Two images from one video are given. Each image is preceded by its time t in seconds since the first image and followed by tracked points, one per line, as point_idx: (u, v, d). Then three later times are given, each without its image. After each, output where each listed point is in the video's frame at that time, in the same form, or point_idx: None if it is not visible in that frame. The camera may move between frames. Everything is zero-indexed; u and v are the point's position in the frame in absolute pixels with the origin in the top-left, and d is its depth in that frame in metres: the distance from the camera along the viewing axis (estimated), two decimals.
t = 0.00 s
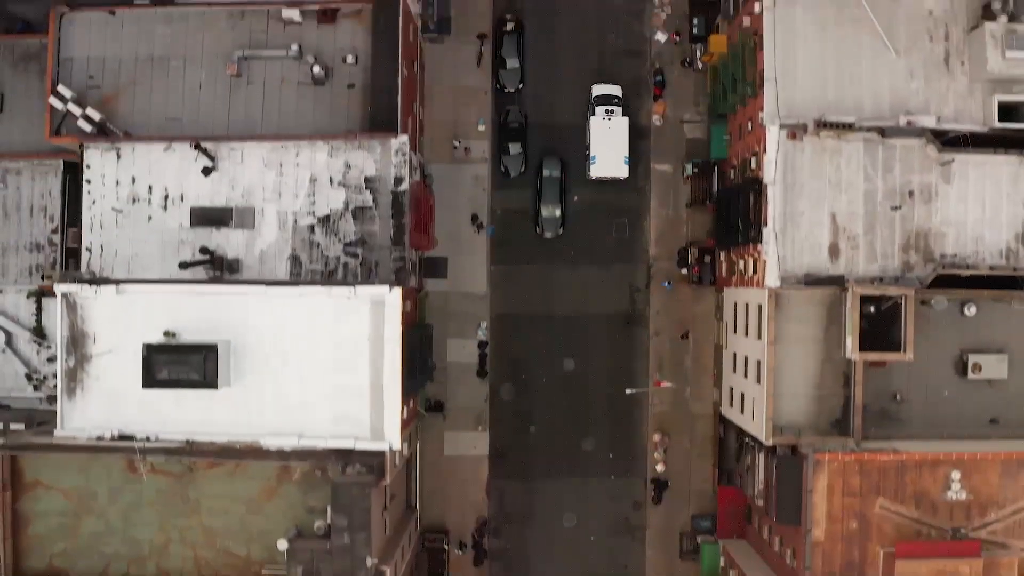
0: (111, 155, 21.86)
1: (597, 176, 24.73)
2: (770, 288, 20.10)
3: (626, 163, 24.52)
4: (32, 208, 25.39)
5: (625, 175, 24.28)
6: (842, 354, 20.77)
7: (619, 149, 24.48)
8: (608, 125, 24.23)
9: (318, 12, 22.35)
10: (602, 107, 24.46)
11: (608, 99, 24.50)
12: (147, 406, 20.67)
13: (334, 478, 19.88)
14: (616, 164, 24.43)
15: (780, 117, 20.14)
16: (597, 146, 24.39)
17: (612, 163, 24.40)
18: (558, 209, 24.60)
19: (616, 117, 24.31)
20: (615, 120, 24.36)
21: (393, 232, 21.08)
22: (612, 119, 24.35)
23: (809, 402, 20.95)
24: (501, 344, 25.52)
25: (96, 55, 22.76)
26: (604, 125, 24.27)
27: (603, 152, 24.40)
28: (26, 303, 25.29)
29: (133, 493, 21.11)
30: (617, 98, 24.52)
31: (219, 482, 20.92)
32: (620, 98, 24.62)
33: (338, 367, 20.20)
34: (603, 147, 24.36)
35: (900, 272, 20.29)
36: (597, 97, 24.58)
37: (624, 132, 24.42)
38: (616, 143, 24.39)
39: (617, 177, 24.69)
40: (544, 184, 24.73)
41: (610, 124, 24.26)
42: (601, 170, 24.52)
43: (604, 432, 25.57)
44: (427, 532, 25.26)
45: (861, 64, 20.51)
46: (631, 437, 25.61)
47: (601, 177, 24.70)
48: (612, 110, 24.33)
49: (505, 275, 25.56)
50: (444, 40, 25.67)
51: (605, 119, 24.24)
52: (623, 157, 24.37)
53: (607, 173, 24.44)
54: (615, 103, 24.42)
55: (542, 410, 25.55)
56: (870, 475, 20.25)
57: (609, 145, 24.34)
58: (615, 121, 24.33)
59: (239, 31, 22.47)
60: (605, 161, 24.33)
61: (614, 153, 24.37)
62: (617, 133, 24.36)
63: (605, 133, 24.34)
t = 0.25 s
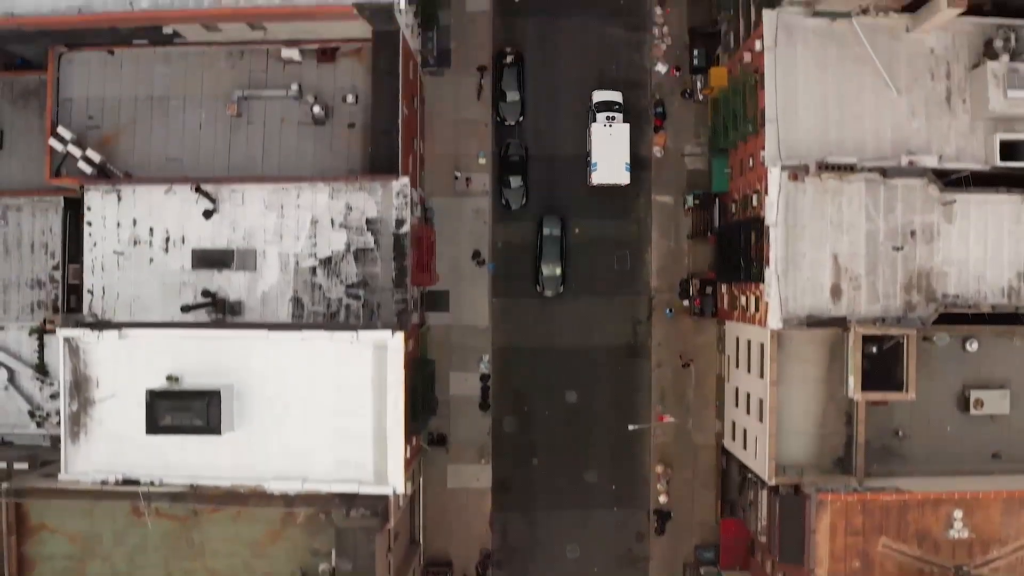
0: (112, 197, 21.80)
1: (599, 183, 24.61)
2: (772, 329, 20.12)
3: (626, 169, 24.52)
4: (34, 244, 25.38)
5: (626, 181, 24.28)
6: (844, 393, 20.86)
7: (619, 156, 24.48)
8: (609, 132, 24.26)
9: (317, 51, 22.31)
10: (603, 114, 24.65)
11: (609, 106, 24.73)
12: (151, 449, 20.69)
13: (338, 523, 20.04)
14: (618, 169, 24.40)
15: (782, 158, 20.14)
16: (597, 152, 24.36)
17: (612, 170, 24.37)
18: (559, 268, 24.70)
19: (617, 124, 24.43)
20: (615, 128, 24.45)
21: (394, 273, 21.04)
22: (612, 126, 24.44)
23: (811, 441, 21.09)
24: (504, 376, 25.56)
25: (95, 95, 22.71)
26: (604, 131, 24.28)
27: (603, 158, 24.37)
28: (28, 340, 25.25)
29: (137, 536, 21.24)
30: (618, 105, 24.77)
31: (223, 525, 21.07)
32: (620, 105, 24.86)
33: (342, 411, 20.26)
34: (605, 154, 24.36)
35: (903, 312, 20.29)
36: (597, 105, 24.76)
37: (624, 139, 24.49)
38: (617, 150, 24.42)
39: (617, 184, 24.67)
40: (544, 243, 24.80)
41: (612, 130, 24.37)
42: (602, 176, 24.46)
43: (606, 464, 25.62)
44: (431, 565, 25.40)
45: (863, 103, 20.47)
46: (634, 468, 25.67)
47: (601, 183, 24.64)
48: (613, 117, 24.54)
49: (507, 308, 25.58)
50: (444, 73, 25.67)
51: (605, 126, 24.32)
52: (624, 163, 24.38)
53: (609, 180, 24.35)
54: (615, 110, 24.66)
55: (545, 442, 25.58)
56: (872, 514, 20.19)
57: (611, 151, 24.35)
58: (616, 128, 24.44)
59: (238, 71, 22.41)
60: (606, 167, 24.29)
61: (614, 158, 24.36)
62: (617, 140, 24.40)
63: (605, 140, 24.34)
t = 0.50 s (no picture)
0: (113, 237, 21.76)
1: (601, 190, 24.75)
2: (774, 373, 20.10)
3: (629, 176, 24.54)
4: (35, 277, 25.32)
5: (628, 189, 24.31)
6: (846, 435, 20.84)
7: (622, 164, 24.52)
8: (611, 139, 24.33)
9: (318, 89, 22.23)
10: (605, 121, 24.61)
11: (612, 113, 24.63)
12: (154, 491, 20.75)
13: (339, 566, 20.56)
14: (620, 177, 24.48)
15: (784, 201, 20.24)
16: (600, 160, 24.48)
17: (615, 178, 24.47)
18: (560, 328, 24.65)
19: (619, 132, 24.41)
20: (618, 135, 24.45)
21: (397, 315, 21.10)
22: (615, 134, 24.46)
23: (812, 483, 21.14)
24: (506, 409, 25.57)
25: (96, 133, 22.69)
26: (606, 139, 24.38)
27: (606, 165, 24.49)
28: (31, 374, 25.32)
29: None
30: (620, 113, 24.68)
31: (226, 565, 21.18)
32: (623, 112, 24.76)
33: (343, 454, 20.24)
34: (607, 161, 24.44)
35: (904, 355, 20.32)
36: (600, 112, 24.73)
37: (627, 145, 24.47)
38: (619, 157, 24.46)
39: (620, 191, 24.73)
40: (545, 303, 24.77)
41: (614, 138, 24.39)
42: (604, 184, 24.58)
43: (608, 496, 25.64)
44: None
45: (865, 146, 20.45)
46: (635, 500, 25.69)
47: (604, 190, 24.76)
48: (615, 125, 24.47)
49: (509, 341, 25.57)
50: (445, 106, 25.67)
51: (608, 134, 24.38)
52: (626, 171, 24.42)
53: (611, 187, 24.48)
54: (618, 117, 24.56)
55: (546, 475, 25.60)
56: (874, 556, 19.95)
57: (612, 158, 24.41)
58: (618, 135, 24.43)
59: (239, 109, 22.36)
60: (608, 175, 24.43)
61: (617, 166, 24.42)
62: (619, 147, 24.42)
63: (608, 147, 24.43)
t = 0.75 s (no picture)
0: (115, 276, 21.74)
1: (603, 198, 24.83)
2: (776, 417, 20.10)
3: (631, 184, 24.65)
4: (37, 310, 25.30)
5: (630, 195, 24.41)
6: (848, 475, 20.89)
7: (623, 171, 24.65)
8: (613, 147, 24.46)
9: (320, 128, 22.14)
10: (607, 129, 24.76)
11: (613, 121, 24.80)
12: (158, 533, 20.83)
13: None
14: (622, 185, 24.58)
15: (786, 246, 20.17)
16: (602, 167, 24.59)
17: (617, 185, 24.58)
18: (560, 386, 24.66)
19: (621, 139, 24.55)
20: (619, 142, 24.59)
21: (399, 357, 21.09)
22: (616, 141, 24.60)
23: (814, 523, 21.11)
24: (508, 442, 25.62)
25: (98, 170, 22.67)
26: (608, 146, 24.52)
27: (607, 173, 24.60)
28: (33, 407, 25.48)
29: None
30: (621, 120, 24.84)
31: None
32: (624, 120, 24.89)
33: (345, 496, 20.30)
34: (609, 169, 24.56)
35: (906, 398, 20.34)
36: (601, 119, 24.89)
37: (628, 153, 24.61)
38: (621, 165, 24.58)
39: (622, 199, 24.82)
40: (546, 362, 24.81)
41: (616, 145, 24.52)
42: (606, 191, 24.66)
43: (610, 528, 25.70)
44: None
45: (868, 189, 20.43)
46: (637, 532, 25.75)
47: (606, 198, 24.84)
48: (617, 132, 24.63)
49: (511, 374, 25.58)
50: (447, 138, 25.68)
51: (610, 141, 24.52)
52: (628, 178, 24.53)
53: (614, 194, 24.56)
54: (620, 125, 24.71)
55: (548, 508, 25.66)
56: None
57: (614, 166, 24.52)
58: (620, 142, 24.56)
59: (241, 147, 22.32)
60: (610, 183, 24.53)
61: (619, 174, 24.55)
62: (621, 155, 24.55)
63: (610, 155, 24.55)
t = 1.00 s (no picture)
0: (117, 316, 21.73)
1: (605, 207, 24.83)
2: (777, 460, 20.16)
3: (632, 192, 24.66)
4: (39, 344, 25.33)
5: (632, 205, 24.43)
6: (849, 517, 20.86)
7: (625, 180, 24.63)
8: (614, 155, 24.40)
9: (322, 167, 22.10)
10: (608, 137, 24.71)
11: (614, 129, 24.74)
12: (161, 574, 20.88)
13: None
14: (623, 194, 24.57)
15: (788, 289, 20.27)
16: (604, 176, 24.56)
17: (619, 194, 24.56)
18: (560, 445, 24.63)
19: (622, 147, 24.50)
20: (621, 150, 24.55)
21: (402, 399, 21.13)
22: (618, 149, 24.55)
23: (815, 563, 21.00)
24: (509, 474, 25.66)
25: (99, 208, 22.65)
26: (609, 155, 24.46)
27: (608, 182, 24.57)
28: (35, 441, 25.51)
29: None
30: (623, 128, 24.75)
31: None
32: (625, 128, 24.83)
33: (348, 538, 20.37)
34: (611, 177, 24.54)
35: (907, 442, 20.38)
36: (602, 127, 24.83)
37: (630, 162, 24.59)
38: (623, 173, 24.55)
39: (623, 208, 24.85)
40: (546, 422, 24.81)
41: (617, 153, 24.48)
42: (608, 200, 24.66)
43: (611, 560, 25.76)
44: None
45: (870, 232, 20.41)
46: (638, 565, 25.82)
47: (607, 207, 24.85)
48: (618, 140, 24.57)
49: (512, 407, 25.60)
50: (448, 172, 25.66)
51: (611, 150, 24.45)
52: (630, 187, 24.52)
53: (615, 203, 24.55)
54: (621, 133, 24.64)
55: (549, 540, 25.70)
56: None
57: (615, 175, 24.50)
58: (621, 150, 24.52)
59: (242, 186, 22.29)
60: (611, 192, 24.52)
61: (621, 183, 24.52)
62: (622, 163, 24.51)
63: (611, 163, 24.50)
